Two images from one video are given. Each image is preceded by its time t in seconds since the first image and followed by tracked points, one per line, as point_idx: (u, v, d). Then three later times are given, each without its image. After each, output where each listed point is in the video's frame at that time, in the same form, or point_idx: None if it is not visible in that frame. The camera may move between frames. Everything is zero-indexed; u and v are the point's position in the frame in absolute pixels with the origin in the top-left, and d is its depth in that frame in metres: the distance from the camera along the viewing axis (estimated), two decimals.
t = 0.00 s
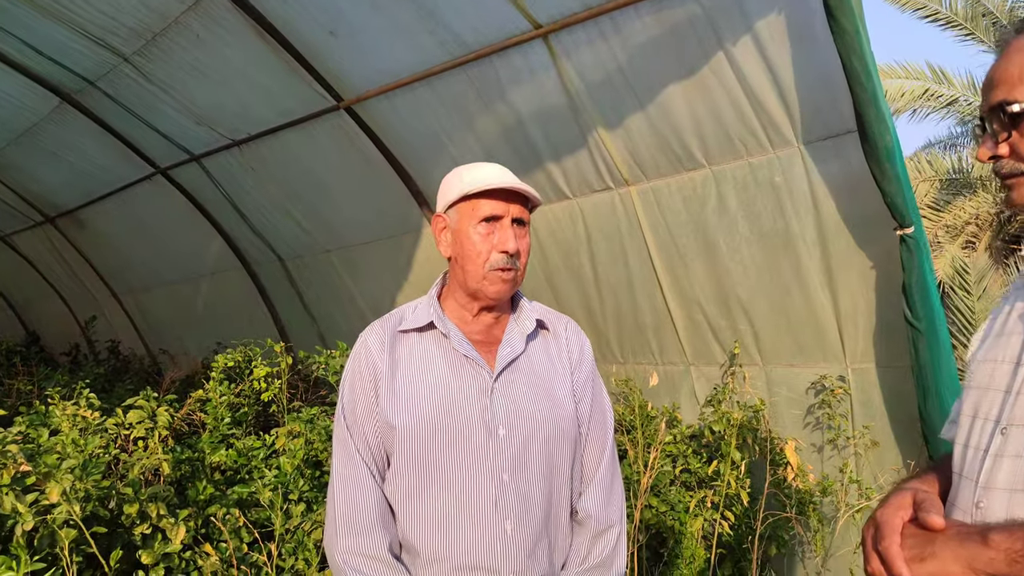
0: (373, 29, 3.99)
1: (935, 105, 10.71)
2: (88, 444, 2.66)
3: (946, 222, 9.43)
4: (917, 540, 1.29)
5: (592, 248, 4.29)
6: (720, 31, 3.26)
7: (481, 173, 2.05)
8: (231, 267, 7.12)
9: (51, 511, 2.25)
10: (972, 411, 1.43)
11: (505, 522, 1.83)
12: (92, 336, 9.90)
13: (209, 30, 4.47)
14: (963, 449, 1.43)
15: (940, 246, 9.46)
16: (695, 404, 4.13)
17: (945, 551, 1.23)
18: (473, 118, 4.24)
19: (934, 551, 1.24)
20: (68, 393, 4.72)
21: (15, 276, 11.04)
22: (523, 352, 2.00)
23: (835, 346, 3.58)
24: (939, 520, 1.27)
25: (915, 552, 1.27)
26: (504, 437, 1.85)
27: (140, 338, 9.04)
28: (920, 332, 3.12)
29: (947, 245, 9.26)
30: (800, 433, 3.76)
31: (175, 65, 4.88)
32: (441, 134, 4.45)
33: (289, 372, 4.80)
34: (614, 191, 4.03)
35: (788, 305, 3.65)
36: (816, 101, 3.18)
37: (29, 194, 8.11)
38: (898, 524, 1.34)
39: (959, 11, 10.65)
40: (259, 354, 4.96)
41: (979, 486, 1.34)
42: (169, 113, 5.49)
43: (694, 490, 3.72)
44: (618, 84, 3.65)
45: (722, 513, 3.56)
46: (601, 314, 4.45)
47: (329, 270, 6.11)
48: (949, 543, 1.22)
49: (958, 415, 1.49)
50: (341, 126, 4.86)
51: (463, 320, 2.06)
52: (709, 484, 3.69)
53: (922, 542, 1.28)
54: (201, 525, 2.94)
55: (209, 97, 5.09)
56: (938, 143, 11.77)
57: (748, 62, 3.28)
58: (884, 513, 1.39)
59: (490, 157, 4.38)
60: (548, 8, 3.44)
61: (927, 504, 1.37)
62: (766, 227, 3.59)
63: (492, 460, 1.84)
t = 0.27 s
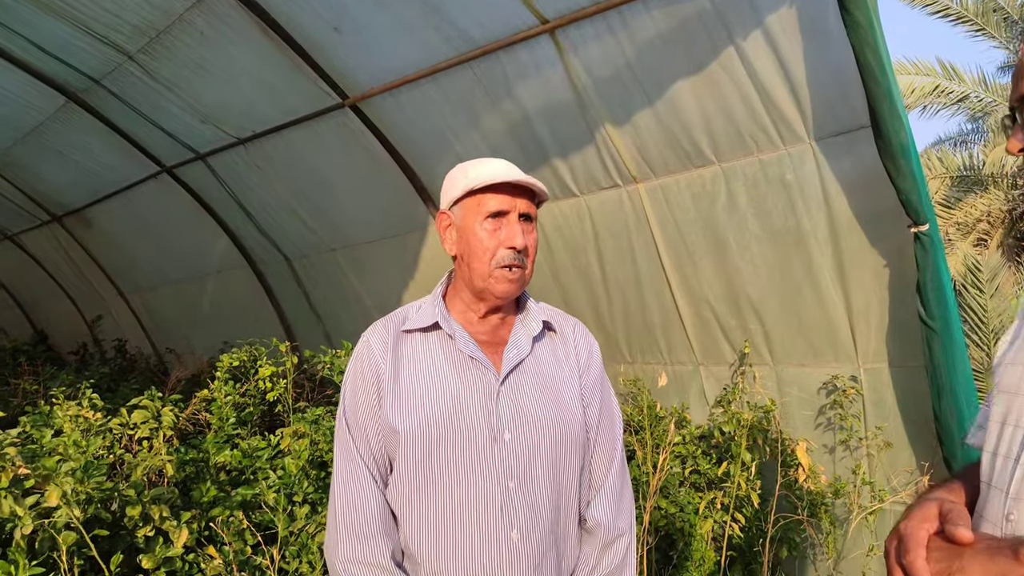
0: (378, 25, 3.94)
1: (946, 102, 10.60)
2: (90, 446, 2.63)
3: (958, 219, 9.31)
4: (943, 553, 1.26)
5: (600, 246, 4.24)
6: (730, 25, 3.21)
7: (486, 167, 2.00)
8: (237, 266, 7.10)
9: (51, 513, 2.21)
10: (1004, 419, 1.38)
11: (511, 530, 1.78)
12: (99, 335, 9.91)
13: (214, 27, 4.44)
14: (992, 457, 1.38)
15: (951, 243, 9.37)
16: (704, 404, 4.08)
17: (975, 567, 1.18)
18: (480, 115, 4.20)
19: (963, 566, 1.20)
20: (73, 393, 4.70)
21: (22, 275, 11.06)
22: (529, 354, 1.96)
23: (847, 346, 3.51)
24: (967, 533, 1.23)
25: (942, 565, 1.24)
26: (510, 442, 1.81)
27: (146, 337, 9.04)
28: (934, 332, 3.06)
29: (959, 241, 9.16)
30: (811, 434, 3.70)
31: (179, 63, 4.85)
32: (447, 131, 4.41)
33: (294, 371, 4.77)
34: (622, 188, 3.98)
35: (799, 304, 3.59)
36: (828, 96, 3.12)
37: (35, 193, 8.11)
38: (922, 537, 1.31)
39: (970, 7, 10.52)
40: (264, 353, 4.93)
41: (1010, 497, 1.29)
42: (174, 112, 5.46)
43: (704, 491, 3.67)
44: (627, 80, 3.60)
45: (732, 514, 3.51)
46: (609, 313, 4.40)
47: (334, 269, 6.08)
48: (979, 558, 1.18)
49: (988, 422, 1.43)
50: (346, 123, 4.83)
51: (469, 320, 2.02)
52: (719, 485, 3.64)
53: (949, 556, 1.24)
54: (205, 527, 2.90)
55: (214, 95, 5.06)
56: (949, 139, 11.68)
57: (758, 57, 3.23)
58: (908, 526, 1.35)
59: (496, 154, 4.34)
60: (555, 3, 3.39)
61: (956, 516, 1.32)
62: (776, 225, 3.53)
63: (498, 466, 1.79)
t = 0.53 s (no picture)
0: (387, 23, 3.91)
1: (962, 98, 10.44)
2: (95, 449, 2.62)
3: (976, 217, 9.16)
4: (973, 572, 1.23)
5: (611, 245, 4.19)
6: (743, 20, 3.15)
7: (492, 166, 1.94)
8: (248, 266, 7.09)
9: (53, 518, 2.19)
10: None
11: (514, 539, 1.74)
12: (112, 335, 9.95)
13: (222, 27, 4.42)
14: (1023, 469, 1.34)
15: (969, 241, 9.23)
16: (717, 405, 4.01)
17: None
18: (489, 113, 4.16)
19: None
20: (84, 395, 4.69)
21: (38, 276, 11.13)
22: (536, 357, 1.91)
23: (864, 346, 3.44)
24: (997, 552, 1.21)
25: None
26: (514, 447, 1.77)
27: (158, 337, 9.07)
28: (954, 333, 2.98)
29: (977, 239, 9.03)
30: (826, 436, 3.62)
31: (188, 63, 4.84)
32: (456, 129, 4.37)
33: (304, 373, 4.75)
34: (633, 186, 3.93)
35: (814, 304, 3.52)
36: (844, 91, 3.06)
37: (48, 194, 8.14)
38: (951, 555, 1.29)
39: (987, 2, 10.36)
40: (273, 354, 4.91)
41: None
42: (184, 112, 5.45)
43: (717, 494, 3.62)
44: (638, 77, 3.55)
45: (746, 518, 3.45)
46: (620, 312, 4.35)
47: (344, 269, 6.06)
48: None
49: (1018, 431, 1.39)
50: (355, 122, 4.80)
51: (476, 322, 1.99)
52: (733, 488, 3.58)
53: None
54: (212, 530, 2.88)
55: (223, 95, 5.05)
56: (966, 136, 11.51)
57: (773, 52, 3.17)
58: (935, 541, 1.33)
59: (506, 153, 4.30)
60: None
61: (986, 530, 1.29)
62: (790, 223, 3.47)
63: (502, 473, 1.75)
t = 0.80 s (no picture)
0: (398, 22, 3.88)
1: (986, 94, 10.25)
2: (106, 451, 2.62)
3: (998, 215, 8.88)
4: None
5: (626, 245, 4.14)
6: (759, 15, 3.09)
7: (496, 166, 1.90)
8: (263, 267, 7.11)
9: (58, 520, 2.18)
10: None
11: (517, 547, 1.70)
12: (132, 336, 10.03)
13: (235, 28, 4.41)
14: None
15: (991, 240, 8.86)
16: (735, 407, 3.95)
17: None
18: (502, 112, 4.12)
19: None
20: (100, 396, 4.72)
21: (59, 278, 11.26)
22: (540, 360, 1.88)
23: (884, 347, 3.36)
24: None
25: None
26: (518, 453, 1.73)
27: (176, 338, 9.12)
28: (978, 333, 2.90)
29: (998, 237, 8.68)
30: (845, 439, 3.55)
31: (202, 65, 4.85)
32: (470, 129, 4.34)
33: (318, 374, 4.74)
34: (647, 185, 3.87)
35: (833, 304, 3.45)
36: (863, 87, 2.99)
37: (68, 197, 8.22)
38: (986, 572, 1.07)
39: None
40: (288, 355, 4.91)
41: None
42: (199, 114, 5.47)
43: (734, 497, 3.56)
44: (651, 74, 3.50)
45: (764, 522, 3.39)
46: (635, 313, 4.29)
47: (359, 269, 6.05)
48: None
49: None
50: (367, 123, 4.78)
51: (478, 325, 1.96)
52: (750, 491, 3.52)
53: None
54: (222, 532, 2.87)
55: (237, 97, 5.06)
56: (990, 133, 11.28)
57: (789, 48, 3.11)
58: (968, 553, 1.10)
59: (519, 152, 4.26)
60: None
61: None
62: (808, 221, 3.40)
63: (505, 479, 1.72)
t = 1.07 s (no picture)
0: (414, 21, 3.86)
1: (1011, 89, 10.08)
2: (121, 453, 2.63)
3: None
4: None
5: (644, 244, 4.09)
6: (779, 10, 3.03)
7: (506, 164, 1.86)
8: (282, 268, 7.13)
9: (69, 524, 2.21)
10: None
11: (530, 557, 1.68)
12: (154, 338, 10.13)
13: (251, 30, 4.42)
14: None
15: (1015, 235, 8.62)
16: (756, 409, 3.88)
17: None
18: (519, 111, 4.09)
19: None
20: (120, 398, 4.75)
21: (83, 279, 11.40)
22: (553, 363, 1.85)
23: (910, 348, 3.28)
24: None
25: None
26: (530, 461, 1.70)
27: (197, 340, 9.19)
28: (1007, 333, 2.82)
29: None
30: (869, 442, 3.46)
31: (220, 67, 4.86)
32: (486, 128, 4.31)
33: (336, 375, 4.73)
34: (666, 184, 3.82)
35: (857, 304, 3.38)
36: (887, 81, 2.92)
37: (90, 199, 8.31)
38: None
39: None
40: (305, 356, 4.91)
41: None
42: (218, 116, 5.49)
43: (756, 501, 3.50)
44: (669, 71, 3.45)
45: (787, 526, 3.34)
46: (654, 313, 4.24)
47: (376, 270, 6.04)
48: None
49: None
50: (384, 123, 4.77)
51: (488, 326, 1.92)
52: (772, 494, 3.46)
53: None
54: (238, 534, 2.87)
55: (255, 98, 5.07)
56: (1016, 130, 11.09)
57: (811, 42, 3.05)
58: None
59: (536, 151, 4.23)
60: None
61: None
62: (830, 220, 3.33)
63: (517, 488, 1.69)
